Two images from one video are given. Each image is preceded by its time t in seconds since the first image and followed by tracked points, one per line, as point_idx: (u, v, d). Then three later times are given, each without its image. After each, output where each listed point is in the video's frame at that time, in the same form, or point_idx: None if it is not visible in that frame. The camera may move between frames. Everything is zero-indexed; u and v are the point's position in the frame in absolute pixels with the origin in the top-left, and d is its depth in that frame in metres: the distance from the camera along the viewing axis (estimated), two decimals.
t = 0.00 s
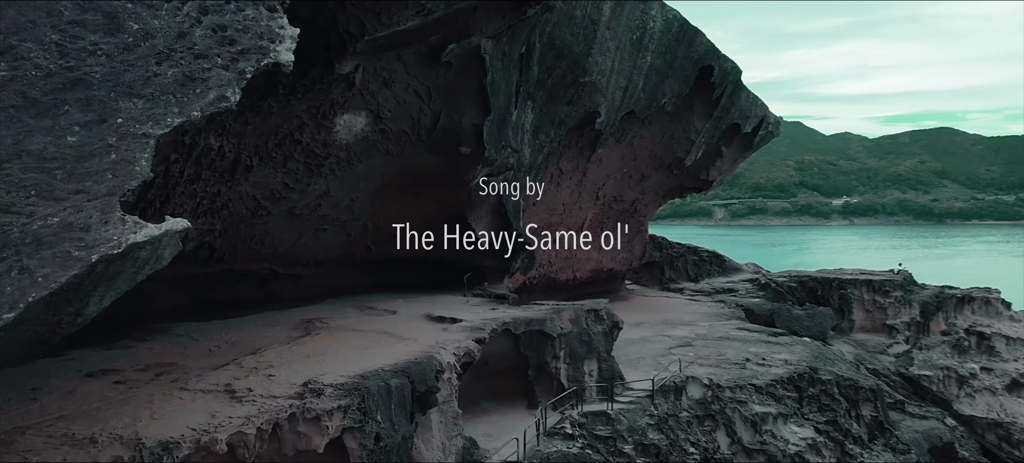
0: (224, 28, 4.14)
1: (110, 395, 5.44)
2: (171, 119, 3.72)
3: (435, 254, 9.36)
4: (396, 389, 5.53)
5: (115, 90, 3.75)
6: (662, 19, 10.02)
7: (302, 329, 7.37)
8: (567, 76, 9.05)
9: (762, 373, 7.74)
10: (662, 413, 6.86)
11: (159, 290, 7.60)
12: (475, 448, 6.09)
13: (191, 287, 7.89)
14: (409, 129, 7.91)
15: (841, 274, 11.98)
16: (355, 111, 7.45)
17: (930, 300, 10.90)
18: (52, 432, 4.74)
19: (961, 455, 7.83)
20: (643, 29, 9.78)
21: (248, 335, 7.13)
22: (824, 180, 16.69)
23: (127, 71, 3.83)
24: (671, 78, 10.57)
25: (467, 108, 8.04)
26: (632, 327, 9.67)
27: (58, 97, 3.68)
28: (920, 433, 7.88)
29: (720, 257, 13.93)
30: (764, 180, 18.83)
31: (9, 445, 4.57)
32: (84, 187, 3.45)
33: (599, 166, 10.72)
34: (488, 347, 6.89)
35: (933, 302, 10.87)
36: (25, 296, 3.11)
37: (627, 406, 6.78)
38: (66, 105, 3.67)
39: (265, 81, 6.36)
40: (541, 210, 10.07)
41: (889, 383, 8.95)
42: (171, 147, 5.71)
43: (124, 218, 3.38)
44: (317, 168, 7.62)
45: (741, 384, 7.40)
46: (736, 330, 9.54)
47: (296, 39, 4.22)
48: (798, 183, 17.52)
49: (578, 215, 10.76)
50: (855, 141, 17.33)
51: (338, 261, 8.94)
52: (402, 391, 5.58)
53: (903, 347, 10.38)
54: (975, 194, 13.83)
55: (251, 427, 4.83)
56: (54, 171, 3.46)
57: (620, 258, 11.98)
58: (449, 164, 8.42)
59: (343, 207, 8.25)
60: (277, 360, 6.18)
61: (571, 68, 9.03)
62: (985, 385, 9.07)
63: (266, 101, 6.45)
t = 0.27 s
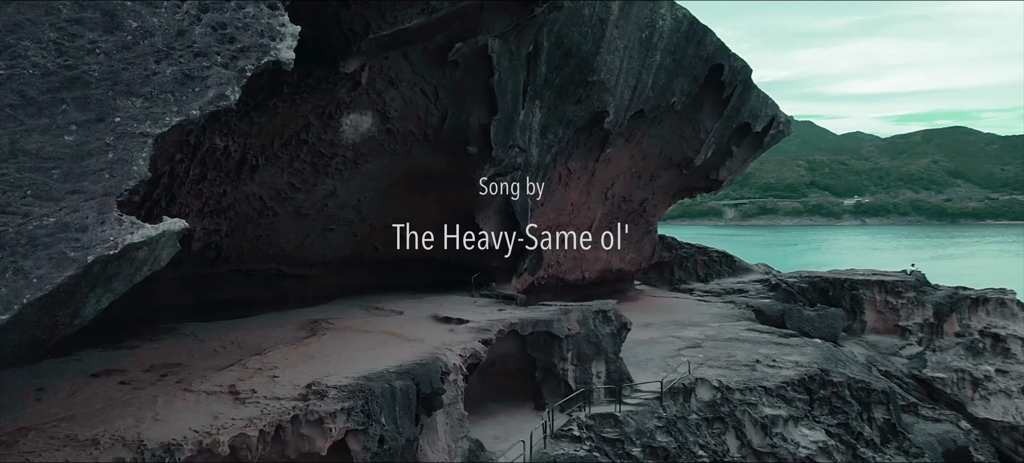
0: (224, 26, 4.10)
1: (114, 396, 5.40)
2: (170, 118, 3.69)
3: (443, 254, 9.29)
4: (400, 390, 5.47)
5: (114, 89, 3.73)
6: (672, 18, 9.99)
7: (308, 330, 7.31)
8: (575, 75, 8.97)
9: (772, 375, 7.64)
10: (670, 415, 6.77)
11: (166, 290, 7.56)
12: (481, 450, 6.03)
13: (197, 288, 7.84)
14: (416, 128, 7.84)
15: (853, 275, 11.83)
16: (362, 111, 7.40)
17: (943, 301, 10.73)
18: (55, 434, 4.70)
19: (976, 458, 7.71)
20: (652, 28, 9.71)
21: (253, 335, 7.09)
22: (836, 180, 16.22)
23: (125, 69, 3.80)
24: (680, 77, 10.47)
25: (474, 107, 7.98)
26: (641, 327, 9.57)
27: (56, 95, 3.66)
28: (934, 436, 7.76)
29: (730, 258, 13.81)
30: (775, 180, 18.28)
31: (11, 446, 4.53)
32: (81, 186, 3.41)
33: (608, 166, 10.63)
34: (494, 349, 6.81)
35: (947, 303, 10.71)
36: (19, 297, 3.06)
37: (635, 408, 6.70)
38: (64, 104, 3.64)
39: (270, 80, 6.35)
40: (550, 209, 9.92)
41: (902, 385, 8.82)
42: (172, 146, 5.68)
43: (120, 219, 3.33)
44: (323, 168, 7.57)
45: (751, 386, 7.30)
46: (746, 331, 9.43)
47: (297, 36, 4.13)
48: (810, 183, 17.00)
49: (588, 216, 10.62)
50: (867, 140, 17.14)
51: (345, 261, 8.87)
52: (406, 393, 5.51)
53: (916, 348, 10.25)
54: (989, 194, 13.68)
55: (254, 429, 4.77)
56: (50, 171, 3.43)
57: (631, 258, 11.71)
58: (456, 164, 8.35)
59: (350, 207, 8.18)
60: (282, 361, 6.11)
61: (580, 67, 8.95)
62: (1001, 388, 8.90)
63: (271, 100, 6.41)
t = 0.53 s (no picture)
0: (226, 26, 4.04)
1: (120, 400, 5.32)
2: (169, 120, 3.63)
3: (454, 257, 9.18)
4: (407, 396, 5.39)
5: (113, 90, 3.68)
6: (684, 19, 9.85)
7: (316, 334, 7.23)
8: (586, 77, 8.86)
9: (786, 381, 7.50)
10: (683, 421, 6.64)
11: (175, 295, 7.37)
12: (490, 456, 5.93)
13: (205, 293, 7.63)
14: (425, 131, 7.82)
15: (869, 278, 11.67)
16: (371, 113, 7.35)
17: (962, 305, 10.60)
18: (60, 438, 4.62)
19: None
20: (664, 29, 9.60)
21: (262, 339, 7.00)
22: (851, 182, 15.68)
23: (125, 70, 3.75)
24: (693, 79, 10.35)
25: (483, 109, 7.91)
26: (653, 332, 9.45)
27: (55, 97, 3.61)
28: (953, 444, 7.56)
29: (744, 261, 13.66)
30: (790, 182, 17.88)
31: (16, 451, 4.45)
32: (79, 189, 3.36)
33: (619, 168, 10.53)
34: (503, 353, 6.71)
35: (966, 308, 10.60)
36: (15, 302, 3.00)
37: (647, 414, 6.59)
38: (63, 106, 3.59)
39: (278, 82, 6.33)
40: (561, 212, 9.82)
41: (921, 391, 8.67)
42: (178, 146, 5.66)
43: (118, 222, 3.26)
44: (333, 171, 7.51)
45: (765, 391, 7.18)
46: (759, 336, 9.30)
47: (300, 37, 4.07)
48: (824, 186, 16.46)
49: (600, 219, 10.50)
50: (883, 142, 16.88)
51: (356, 265, 8.75)
52: (414, 399, 5.43)
53: (934, 354, 10.09)
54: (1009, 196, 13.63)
55: (258, 434, 4.66)
56: (48, 173, 3.37)
57: (643, 262, 11.56)
58: (465, 166, 8.27)
59: (360, 210, 8.10)
60: (289, 366, 6.03)
61: (591, 68, 8.83)
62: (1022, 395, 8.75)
63: (279, 102, 6.40)
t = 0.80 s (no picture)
0: (228, 28, 4.00)
1: (127, 405, 5.22)
2: (170, 123, 3.59)
3: (463, 261, 9.08)
4: (414, 402, 5.32)
5: (115, 93, 3.64)
6: (696, 21, 9.69)
7: (325, 338, 7.16)
8: (597, 79, 8.75)
9: (799, 387, 7.39)
10: (694, 428, 6.54)
11: (185, 297, 7.35)
12: None
13: (216, 296, 7.61)
14: (435, 134, 7.73)
15: (884, 283, 11.53)
16: (380, 116, 7.29)
17: (980, 310, 10.44)
18: (64, 443, 4.53)
19: None
20: (675, 31, 9.48)
21: (269, 342, 6.93)
22: (865, 186, 15.89)
23: (127, 72, 3.72)
24: (705, 81, 10.23)
25: (494, 112, 7.79)
26: (665, 336, 9.35)
27: (55, 100, 3.57)
28: (971, 452, 7.41)
29: (757, 265, 13.53)
30: (805, 186, 17.87)
31: (19, 456, 4.36)
32: (78, 193, 3.31)
33: (631, 172, 10.42)
34: (512, 358, 6.64)
35: (984, 313, 10.43)
36: (12, 307, 2.95)
37: (657, 421, 6.48)
38: (64, 108, 3.56)
39: (285, 85, 6.32)
40: (572, 217, 9.70)
41: (938, 398, 8.51)
42: (182, 149, 5.66)
43: (117, 226, 3.22)
44: (341, 174, 7.47)
45: (778, 398, 7.06)
46: (772, 341, 9.18)
47: (303, 39, 4.04)
48: (837, 189, 16.67)
49: (610, 223, 10.40)
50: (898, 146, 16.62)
51: (366, 269, 8.69)
52: (420, 405, 5.36)
53: (951, 360, 9.96)
54: None
55: (262, 440, 4.58)
56: (47, 177, 3.33)
57: (654, 266, 11.47)
58: (475, 170, 8.15)
59: (369, 214, 8.03)
60: (296, 371, 5.95)
61: (601, 71, 8.73)
62: None
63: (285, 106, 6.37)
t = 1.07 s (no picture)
0: (231, 29, 3.98)
1: (133, 409, 5.15)
2: (172, 125, 3.59)
3: (471, 265, 9.03)
4: (420, 407, 5.26)
5: (116, 95, 3.60)
6: (706, 23, 9.58)
7: (332, 342, 7.08)
8: (606, 82, 8.68)
9: (811, 393, 7.28)
10: (705, 434, 6.45)
11: (193, 301, 7.30)
12: None
13: (225, 299, 7.56)
14: (443, 138, 7.66)
15: (897, 287, 11.40)
16: (387, 120, 7.25)
17: (996, 315, 10.23)
18: (69, 448, 4.45)
19: None
20: (685, 34, 9.38)
21: (277, 346, 6.86)
22: (877, 189, 15.27)
23: (129, 75, 3.68)
24: (715, 84, 10.13)
25: (502, 115, 7.72)
26: (675, 341, 9.26)
27: (55, 103, 3.51)
28: (988, 459, 7.29)
29: (768, 269, 13.42)
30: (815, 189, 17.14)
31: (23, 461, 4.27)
32: (78, 196, 3.28)
33: (641, 175, 10.33)
34: (519, 363, 6.56)
35: (1000, 317, 10.21)
36: (9, 311, 2.91)
37: (667, 426, 6.39)
38: (65, 111, 3.50)
39: (292, 88, 6.29)
40: (580, 220, 9.64)
41: (953, 404, 8.39)
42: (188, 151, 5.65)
43: (117, 230, 3.19)
44: (349, 178, 7.43)
45: (790, 403, 6.96)
46: (784, 345, 9.07)
47: (306, 40, 4.04)
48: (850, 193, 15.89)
49: (619, 226, 10.31)
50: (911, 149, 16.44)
51: (374, 272, 8.63)
52: (427, 410, 5.30)
53: (966, 365, 9.79)
54: None
55: (266, 446, 4.51)
56: (47, 180, 3.30)
57: (664, 269, 11.39)
58: (483, 174, 8.09)
59: (377, 218, 7.99)
60: (303, 375, 5.86)
61: (610, 73, 8.65)
62: None
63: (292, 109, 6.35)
